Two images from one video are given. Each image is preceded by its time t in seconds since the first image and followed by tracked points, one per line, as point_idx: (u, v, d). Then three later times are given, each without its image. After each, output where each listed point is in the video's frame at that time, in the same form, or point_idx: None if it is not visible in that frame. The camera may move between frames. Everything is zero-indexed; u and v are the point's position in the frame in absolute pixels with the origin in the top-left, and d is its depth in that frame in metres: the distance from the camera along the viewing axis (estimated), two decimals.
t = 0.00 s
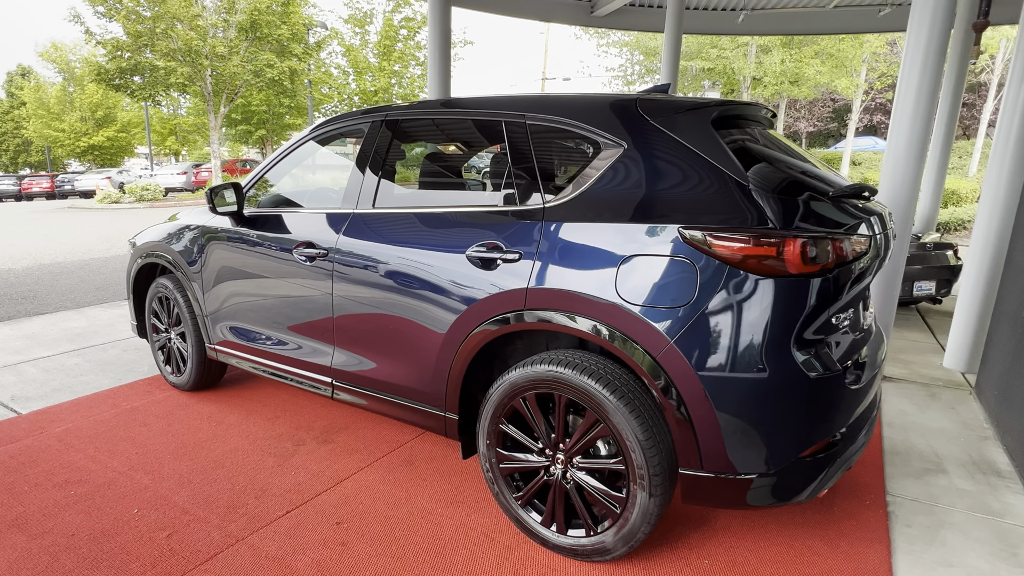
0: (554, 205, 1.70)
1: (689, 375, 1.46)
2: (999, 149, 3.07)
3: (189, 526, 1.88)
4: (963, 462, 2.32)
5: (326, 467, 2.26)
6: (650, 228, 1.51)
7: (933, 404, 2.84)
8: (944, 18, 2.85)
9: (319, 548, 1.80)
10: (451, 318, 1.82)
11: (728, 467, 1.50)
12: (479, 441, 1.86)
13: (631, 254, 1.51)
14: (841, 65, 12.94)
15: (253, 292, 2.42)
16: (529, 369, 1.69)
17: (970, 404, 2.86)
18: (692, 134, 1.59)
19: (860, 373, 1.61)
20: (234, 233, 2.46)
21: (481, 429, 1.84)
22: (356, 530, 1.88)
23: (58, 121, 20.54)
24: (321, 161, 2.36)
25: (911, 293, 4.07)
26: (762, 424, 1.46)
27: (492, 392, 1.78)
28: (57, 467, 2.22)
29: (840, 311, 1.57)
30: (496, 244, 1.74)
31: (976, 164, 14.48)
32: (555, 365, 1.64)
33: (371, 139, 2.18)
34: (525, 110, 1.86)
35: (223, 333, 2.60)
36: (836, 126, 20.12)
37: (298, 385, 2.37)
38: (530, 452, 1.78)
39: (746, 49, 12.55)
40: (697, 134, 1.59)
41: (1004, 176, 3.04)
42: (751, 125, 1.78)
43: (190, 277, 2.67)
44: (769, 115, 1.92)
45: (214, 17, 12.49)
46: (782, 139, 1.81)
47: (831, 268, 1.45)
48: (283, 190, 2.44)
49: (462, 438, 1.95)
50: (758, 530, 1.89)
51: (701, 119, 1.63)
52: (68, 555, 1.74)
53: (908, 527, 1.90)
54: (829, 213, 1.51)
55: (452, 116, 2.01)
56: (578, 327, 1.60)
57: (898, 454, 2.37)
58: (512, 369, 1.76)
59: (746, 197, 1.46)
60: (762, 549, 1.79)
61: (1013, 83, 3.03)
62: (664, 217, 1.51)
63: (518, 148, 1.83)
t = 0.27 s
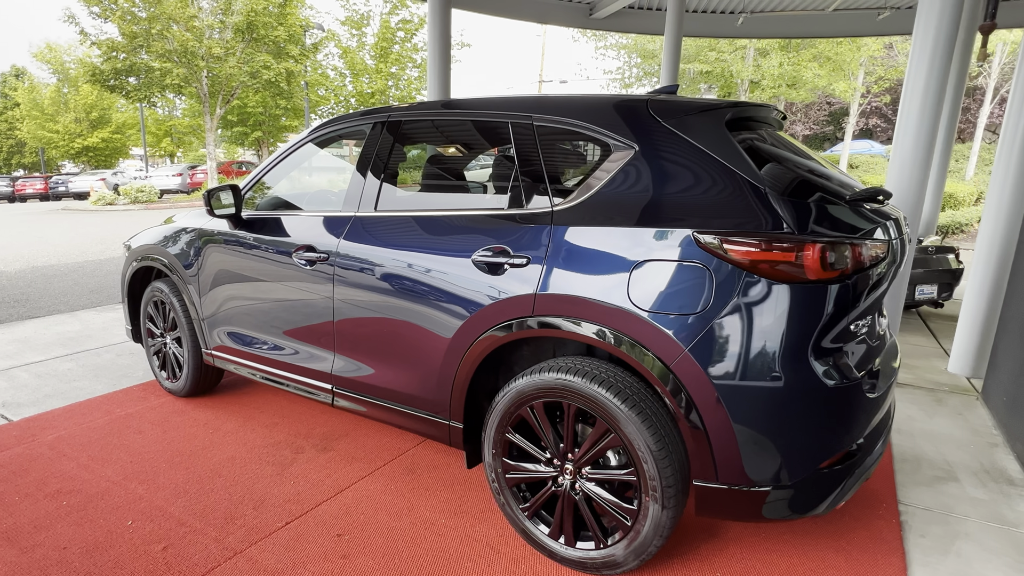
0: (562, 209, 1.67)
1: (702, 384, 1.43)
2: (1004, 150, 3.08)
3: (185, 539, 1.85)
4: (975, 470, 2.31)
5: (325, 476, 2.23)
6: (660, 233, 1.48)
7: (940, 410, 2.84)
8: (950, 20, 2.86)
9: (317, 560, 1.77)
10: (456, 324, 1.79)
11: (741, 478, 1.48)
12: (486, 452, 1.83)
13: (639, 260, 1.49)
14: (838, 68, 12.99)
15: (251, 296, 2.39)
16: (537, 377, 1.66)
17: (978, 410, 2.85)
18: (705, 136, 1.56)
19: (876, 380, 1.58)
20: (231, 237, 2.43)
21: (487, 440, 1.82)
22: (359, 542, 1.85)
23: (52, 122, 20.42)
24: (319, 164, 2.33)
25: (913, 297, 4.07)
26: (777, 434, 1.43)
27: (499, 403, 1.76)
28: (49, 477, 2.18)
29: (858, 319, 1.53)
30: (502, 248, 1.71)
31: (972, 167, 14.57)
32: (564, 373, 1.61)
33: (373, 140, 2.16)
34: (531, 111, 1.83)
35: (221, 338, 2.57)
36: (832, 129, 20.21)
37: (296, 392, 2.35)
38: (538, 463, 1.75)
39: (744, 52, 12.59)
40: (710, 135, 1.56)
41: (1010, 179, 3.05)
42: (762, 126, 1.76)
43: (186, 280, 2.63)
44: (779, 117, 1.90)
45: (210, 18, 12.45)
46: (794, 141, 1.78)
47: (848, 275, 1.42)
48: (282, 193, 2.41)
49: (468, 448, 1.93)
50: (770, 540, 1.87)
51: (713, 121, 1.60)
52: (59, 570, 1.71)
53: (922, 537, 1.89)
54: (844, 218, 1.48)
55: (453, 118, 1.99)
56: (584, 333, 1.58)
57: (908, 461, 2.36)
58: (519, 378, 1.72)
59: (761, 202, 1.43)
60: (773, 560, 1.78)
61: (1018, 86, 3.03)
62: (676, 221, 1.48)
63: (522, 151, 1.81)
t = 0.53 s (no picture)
0: (570, 214, 1.64)
1: (715, 395, 1.40)
2: (1007, 154, 3.11)
3: (181, 554, 1.82)
4: (985, 478, 2.30)
5: (324, 487, 2.19)
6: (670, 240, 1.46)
7: (946, 416, 2.83)
8: (950, 44, 3.19)
9: None
10: (460, 332, 1.77)
11: (755, 490, 1.44)
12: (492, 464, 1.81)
13: (646, 269, 1.46)
14: (832, 71, 13.05)
15: (248, 302, 2.36)
16: (545, 388, 1.64)
17: (984, 416, 2.85)
18: (717, 140, 1.54)
19: (894, 390, 1.54)
20: (228, 241, 2.40)
21: (493, 452, 1.79)
22: (359, 555, 1.82)
23: (44, 124, 20.27)
24: (316, 167, 2.31)
25: (914, 302, 4.07)
26: (792, 445, 1.39)
27: (506, 413, 1.73)
28: (40, 489, 2.14)
29: (878, 328, 1.49)
30: (508, 255, 1.68)
31: (966, 171, 14.67)
32: (571, 384, 1.59)
33: (375, 143, 2.13)
34: (537, 114, 1.81)
35: (217, 344, 2.54)
36: (826, 132, 20.32)
37: (291, 399, 2.33)
38: (546, 475, 1.73)
39: (740, 55, 12.64)
40: (722, 139, 1.54)
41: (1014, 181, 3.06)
42: (771, 129, 1.73)
43: (180, 285, 2.60)
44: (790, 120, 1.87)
45: (205, 19, 12.40)
46: (805, 145, 1.76)
47: (864, 283, 1.39)
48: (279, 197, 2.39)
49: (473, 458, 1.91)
50: (781, 554, 1.85)
51: (725, 125, 1.57)
52: None
53: (936, 549, 1.87)
54: (859, 224, 1.45)
55: (452, 122, 1.97)
56: (589, 341, 1.55)
57: (917, 469, 2.35)
58: (526, 388, 1.70)
59: (775, 208, 1.41)
60: (785, 575, 1.75)
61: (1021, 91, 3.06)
62: (688, 227, 1.45)
63: (526, 156, 1.79)
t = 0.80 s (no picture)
0: (577, 219, 1.62)
1: (727, 405, 1.39)
2: (1007, 157, 3.13)
3: (177, 568, 1.78)
4: (991, 485, 2.30)
5: (323, 498, 2.17)
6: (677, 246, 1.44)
7: (949, 422, 2.83)
8: (953, 45, 3.21)
9: None
10: (463, 340, 1.74)
11: (766, 500, 1.43)
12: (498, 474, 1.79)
13: (653, 276, 1.45)
14: (826, 75, 13.13)
15: (244, 307, 2.32)
16: (552, 397, 1.62)
17: (987, 421, 2.85)
18: (727, 144, 1.52)
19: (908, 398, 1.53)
20: (223, 246, 2.37)
21: (499, 462, 1.77)
22: (359, 569, 1.80)
23: (34, 125, 20.09)
24: (312, 171, 2.28)
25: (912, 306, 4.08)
26: (806, 455, 1.38)
27: (513, 423, 1.71)
28: (30, 501, 2.10)
29: (892, 336, 1.49)
30: (515, 261, 1.65)
31: (959, 174, 14.79)
32: (578, 393, 1.57)
33: (375, 146, 2.11)
34: (542, 117, 1.78)
35: (212, 349, 2.51)
36: (820, 135, 20.45)
37: (285, 406, 2.31)
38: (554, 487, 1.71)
39: (735, 58, 12.70)
40: (732, 143, 1.53)
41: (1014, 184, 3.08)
42: (779, 133, 1.72)
43: (175, 290, 2.57)
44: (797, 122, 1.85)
45: (198, 21, 12.34)
46: (813, 148, 1.75)
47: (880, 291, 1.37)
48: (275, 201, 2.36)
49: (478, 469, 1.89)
50: (790, 564, 1.83)
51: (735, 129, 1.56)
52: None
53: (947, 558, 1.87)
54: (872, 229, 1.44)
55: (451, 126, 1.95)
56: (594, 349, 1.53)
57: (924, 476, 2.35)
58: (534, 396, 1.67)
59: (788, 213, 1.39)
60: None
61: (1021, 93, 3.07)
62: (698, 233, 1.43)
63: (528, 161, 1.77)
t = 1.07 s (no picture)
0: (581, 222, 1.61)
1: (734, 412, 1.38)
2: (1004, 158, 3.15)
3: None
4: (994, 488, 2.30)
5: (321, 506, 2.14)
6: (681, 250, 1.43)
7: (949, 425, 2.84)
8: (951, 47, 3.23)
9: None
10: (465, 346, 1.72)
11: (775, 506, 1.41)
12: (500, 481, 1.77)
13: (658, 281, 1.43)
14: (818, 78, 13.22)
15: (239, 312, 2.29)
16: (557, 403, 1.60)
17: (987, 423, 2.86)
18: (734, 146, 1.51)
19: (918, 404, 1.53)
20: (218, 249, 2.34)
21: (502, 469, 1.75)
22: None
23: (23, 128, 19.90)
24: (308, 173, 2.26)
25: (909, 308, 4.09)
26: (815, 461, 1.37)
27: (516, 430, 1.69)
28: (19, 512, 2.06)
29: (902, 341, 1.48)
30: (518, 264, 1.63)
31: (950, 176, 14.91)
32: (583, 399, 1.56)
33: (373, 148, 2.09)
34: (545, 119, 1.77)
35: (206, 354, 2.47)
36: (812, 138, 20.60)
37: (279, 412, 2.29)
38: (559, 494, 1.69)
39: (729, 61, 12.76)
40: (740, 144, 1.52)
41: (1012, 186, 3.10)
42: (785, 134, 1.71)
43: (168, 294, 2.54)
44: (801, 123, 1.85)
45: (190, 22, 12.26)
46: (818, 150, 1.74)
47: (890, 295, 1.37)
48: (271, 204, 2.34)
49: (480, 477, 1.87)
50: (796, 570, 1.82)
51: (741, 130, 1.55)
52: None
53: (954, 563, 1.87)
54: (879, 232, 1.43)
55: (449, 128, 1.94)
56: (598, 354, 1.52)
57: (927, 480, 2.35)
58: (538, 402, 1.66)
59: (797, 216, 1.38)
60: None
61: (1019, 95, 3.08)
62: (704, 236, 1.42)
63: (530, 163, 1.75)
